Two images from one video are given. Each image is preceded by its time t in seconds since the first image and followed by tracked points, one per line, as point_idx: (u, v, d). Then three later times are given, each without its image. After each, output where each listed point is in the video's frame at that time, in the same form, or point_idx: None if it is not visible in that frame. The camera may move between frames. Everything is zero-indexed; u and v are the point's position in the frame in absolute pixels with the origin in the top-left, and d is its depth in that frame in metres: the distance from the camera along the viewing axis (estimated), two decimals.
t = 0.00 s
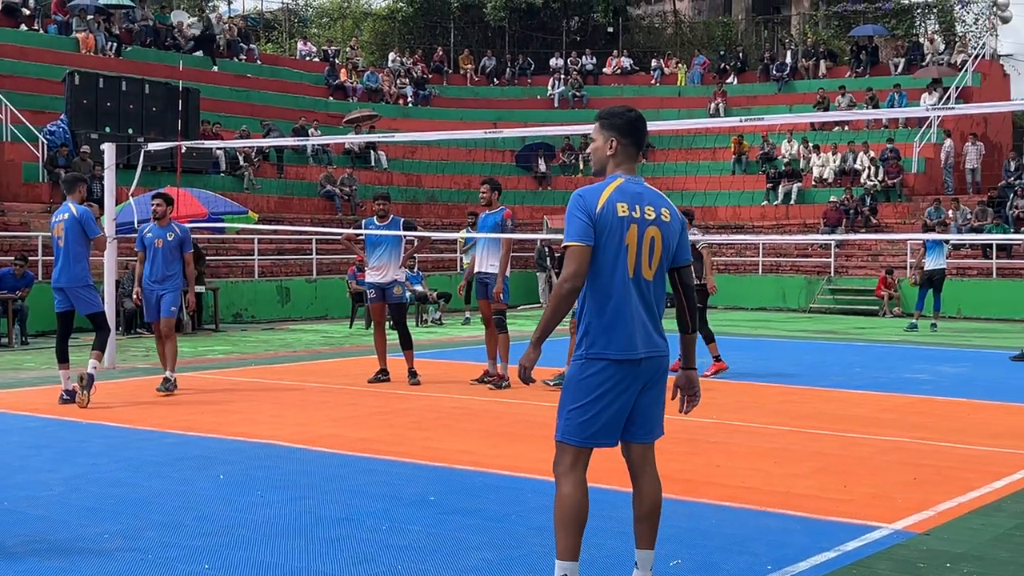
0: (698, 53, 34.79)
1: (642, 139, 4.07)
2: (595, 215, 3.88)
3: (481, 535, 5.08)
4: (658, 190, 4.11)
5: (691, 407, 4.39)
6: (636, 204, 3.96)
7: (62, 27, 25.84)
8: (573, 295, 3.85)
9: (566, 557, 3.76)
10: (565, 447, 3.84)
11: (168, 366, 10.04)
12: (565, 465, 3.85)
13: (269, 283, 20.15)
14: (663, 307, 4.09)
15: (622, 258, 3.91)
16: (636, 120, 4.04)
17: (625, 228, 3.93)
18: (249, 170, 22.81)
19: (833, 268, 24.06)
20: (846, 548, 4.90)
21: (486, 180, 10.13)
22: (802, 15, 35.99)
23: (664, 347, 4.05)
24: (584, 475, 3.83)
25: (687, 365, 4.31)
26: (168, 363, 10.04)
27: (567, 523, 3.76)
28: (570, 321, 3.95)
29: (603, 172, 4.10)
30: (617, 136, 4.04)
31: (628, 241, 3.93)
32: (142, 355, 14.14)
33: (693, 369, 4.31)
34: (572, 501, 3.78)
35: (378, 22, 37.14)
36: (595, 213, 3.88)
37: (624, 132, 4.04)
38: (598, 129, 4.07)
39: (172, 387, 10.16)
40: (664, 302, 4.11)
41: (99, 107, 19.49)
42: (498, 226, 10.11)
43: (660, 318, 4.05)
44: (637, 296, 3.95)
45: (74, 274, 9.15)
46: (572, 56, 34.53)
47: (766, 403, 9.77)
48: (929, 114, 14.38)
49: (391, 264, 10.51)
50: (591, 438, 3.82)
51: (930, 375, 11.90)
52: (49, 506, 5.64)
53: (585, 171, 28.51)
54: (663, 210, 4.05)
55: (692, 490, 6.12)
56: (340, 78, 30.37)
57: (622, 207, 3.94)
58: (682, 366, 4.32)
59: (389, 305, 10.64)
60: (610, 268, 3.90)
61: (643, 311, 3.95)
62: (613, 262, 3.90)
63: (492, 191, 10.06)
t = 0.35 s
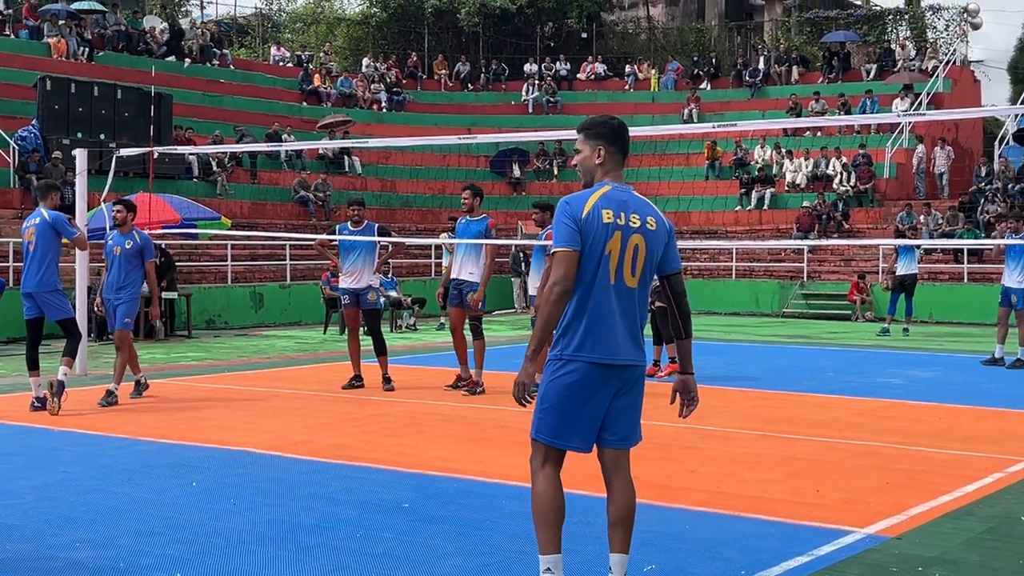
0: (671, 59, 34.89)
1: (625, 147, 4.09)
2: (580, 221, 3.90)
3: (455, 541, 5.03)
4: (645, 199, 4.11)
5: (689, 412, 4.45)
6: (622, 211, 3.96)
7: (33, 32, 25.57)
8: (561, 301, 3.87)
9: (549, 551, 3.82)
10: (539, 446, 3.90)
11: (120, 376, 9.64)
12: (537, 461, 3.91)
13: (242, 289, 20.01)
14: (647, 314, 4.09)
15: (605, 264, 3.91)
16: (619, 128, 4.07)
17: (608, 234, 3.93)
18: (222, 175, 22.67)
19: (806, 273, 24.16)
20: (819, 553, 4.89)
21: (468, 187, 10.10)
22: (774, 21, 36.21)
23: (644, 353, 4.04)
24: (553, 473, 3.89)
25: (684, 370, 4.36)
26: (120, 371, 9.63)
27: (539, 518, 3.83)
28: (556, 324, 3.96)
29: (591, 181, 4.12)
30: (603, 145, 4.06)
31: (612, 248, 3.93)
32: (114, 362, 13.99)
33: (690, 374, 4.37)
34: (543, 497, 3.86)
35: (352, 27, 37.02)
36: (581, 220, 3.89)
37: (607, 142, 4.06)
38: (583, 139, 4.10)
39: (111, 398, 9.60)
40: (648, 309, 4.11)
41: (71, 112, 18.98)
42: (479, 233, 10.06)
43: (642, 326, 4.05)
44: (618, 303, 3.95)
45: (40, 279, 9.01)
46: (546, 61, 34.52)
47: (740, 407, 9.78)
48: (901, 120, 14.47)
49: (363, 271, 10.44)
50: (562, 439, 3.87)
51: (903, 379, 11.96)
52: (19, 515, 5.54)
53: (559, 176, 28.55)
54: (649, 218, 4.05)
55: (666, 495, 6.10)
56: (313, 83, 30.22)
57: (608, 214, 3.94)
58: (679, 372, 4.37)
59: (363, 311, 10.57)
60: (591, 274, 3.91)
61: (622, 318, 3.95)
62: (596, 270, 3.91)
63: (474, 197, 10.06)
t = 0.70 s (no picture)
0: (651, 64, 34.97)
1: (605, 155, 4.10)
2: (557, 225, 3.90)
3: (435, 547, 5.00)
4: (624, 205, 4.12)
5: (625, 414, 4.42)
6: (600, 217, 3.97)
7: (11, 37, 25.39)
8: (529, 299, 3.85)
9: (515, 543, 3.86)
10: (504, 440, 3.94)
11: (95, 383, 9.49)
12: (500, 455, 3.95)
13: (221, 294, 19.88)
14: (622, 320, 4.09)
15: (581, 268, 3.92)
16: (598, 135, 4.07)
17: (585, 239, 3.94)
18: (202, 181, 22.58)
19: (786, 278, 24.24)
20: (798, 558, 4.88)
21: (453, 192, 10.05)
22: (754, 27, 36.41)
23: (618, 358, 4.04)
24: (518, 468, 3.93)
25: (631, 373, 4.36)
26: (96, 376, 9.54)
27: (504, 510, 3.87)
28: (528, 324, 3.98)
29: (568, 187, 4.11)
30: (582, 151, 4.05)
31: (589, 253, 3.93)
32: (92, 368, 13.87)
33: (634, 379, 4.37)
34: (507, 489, 3.90)
35: (332, 31, 36.94)
36: (558, 223, 3.90)
37: (584, 147, 4.05)
38: (561, 146, 4.09)
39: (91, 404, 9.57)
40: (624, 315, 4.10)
41: (48, 117, 18.67)
42: (465, 238, 10.02)
43: (617, 331, 4.05)
44: (593, 307, 3.95)
45: (18, 284, 8.91)
46: (526, 67, 34.53)
47: (720, 412, 9.78)
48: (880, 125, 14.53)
49: (344, 276, 10.38)
50: (527, 436, 3.90)
51: (882, 384, 12.00)
52: None
53: (540, 182, 28.63)
54: (626, 225, 4.06)
55: (647, 500, 6.08)
56: (293, 88, 30.12)
57: (586, 219, 3.95)
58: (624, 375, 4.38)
59: (343, 316, 10.52)
60: (565, 276, 3.92)
61: (597, 323, 3.94)
62: (572, 273, 3.92)
63: (458, 203, 9.96)
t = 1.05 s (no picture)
0: (637, 68, 35.02)
1: (554, 162, 4.22)
2: (507, 234, 4.03)
3: (419, 551, 4.99)
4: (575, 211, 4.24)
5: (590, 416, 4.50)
6: (551, 224, 4.09)
7: None
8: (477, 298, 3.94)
9: (446, 547, 4.02)
10: (467, 448, 4.02)
11: (77, 388, 9.40)
12: (462, 462, 4.03)
13: (206, 299, 19.78)
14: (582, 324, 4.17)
15: (535, 274, 4.03)
16: (545, 142, 4.19)
17: (538, 246, 4.05)
18: (187, 185, 22.49)
19: (771, 282, 24.30)
20: (783, 561, 4.88)
21: (440, 196, 10.01)
22: (739, 33, 36.54)
23: (580, 361, 4.12)
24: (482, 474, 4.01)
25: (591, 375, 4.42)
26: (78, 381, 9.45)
27: (449, 515, 4.00)
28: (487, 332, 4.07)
29: (518, 194, 4.22)
30: (531, 158, 4.17)
31: (543, 259, 4.05)
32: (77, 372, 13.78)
33: (595, 380, 4.43)
34: (458, 495, 4.00)
35: (317, 36, 36.86)
36: (509, 231, 4.03)
37: (533, 154, 4.17)
38: (510, 154, 4.20)
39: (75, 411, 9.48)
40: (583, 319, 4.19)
41: (33, 120, 18.45)
42: (453, 243, 10.00)
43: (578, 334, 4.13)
44: (549, 311, 4.04)
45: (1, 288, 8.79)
46: (512, 71, 34.51)
47: (706, 416, 9.78)
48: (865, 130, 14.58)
49: (328, 280, 10.35)
50: (490, 442, 3.97)
51: (867, 387, 12.03)
52: None
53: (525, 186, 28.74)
54: (577, 229, 4.17)
55: (634, 504, 6.08)
56: (279, 92, 30.03)
57: (537, 226, 4.07)
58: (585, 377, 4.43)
59: (328, 320, 10.49)
60: (520, 284, 4.03)
61: (556, 327, 4.04)
62: (525, 279, 4.03)
63: (446, 208, 9.92)
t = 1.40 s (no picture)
0: (628, 71, 35.02)
1: (474, 160, 4.25)
2: (422, 238, 4.09)
3: (408, 553, 4.98)
4: (498, 205, 4.24)
5: (541, 397, 4.62)
6: (467, 222, 4.11)
7: None
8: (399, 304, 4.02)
9: (421, 552, 4.03)
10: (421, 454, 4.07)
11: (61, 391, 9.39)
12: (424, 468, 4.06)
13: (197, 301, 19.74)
14: (515, 315, 4.19)
15: (456, 275, 4.06)
16: (466, 142, 4.23)
17: (458, 247, 4.08)
18: (177, 187, 22.42)
19: (761, 285, 24.35)
20: (772, 562, 4.89)
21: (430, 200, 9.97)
22: (729, 35, 36.61)
23: (516, 354, 4.15)
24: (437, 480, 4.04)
25: (538, 361, 4.43)
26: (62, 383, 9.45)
27: (422, 521, 4.00)
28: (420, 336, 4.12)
29: (440, 195, 4.27)
30: (448, 157, 4.21)
31: (464, 259, 4.07)
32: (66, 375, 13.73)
33: (543, 364, 4.44)
34: (425, 502, 4.02)
35: (307, 38, 36.82)
36: (423, 234, 4.09)
37: (453, 155, 4.21)
38: (432, 154, 4.25)
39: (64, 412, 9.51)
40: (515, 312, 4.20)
41: (22, 122, 18.35)
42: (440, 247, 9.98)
43: (511, 328, 4.16)
44: (476, 309, 4.07)
45: None
46: (503, 74, 34.48)
47: (696, 418, 9.80)
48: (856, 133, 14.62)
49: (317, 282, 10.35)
50: (438, 446, 4.00)
51: (857, 389, 12.07)
52: None
53: (516, 189, 28.80)
54: (498, 222, 4.18)
55: (623, 506, 6.08)
56: (269, 94, 29.97)
57: (454, 227, 4.10)
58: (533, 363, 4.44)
59: (319, 323, 10.47)
60: (443, 286, 4.06)
61: (484, 325, 4.07)
62: (448, 281, 4.06)
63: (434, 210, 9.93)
